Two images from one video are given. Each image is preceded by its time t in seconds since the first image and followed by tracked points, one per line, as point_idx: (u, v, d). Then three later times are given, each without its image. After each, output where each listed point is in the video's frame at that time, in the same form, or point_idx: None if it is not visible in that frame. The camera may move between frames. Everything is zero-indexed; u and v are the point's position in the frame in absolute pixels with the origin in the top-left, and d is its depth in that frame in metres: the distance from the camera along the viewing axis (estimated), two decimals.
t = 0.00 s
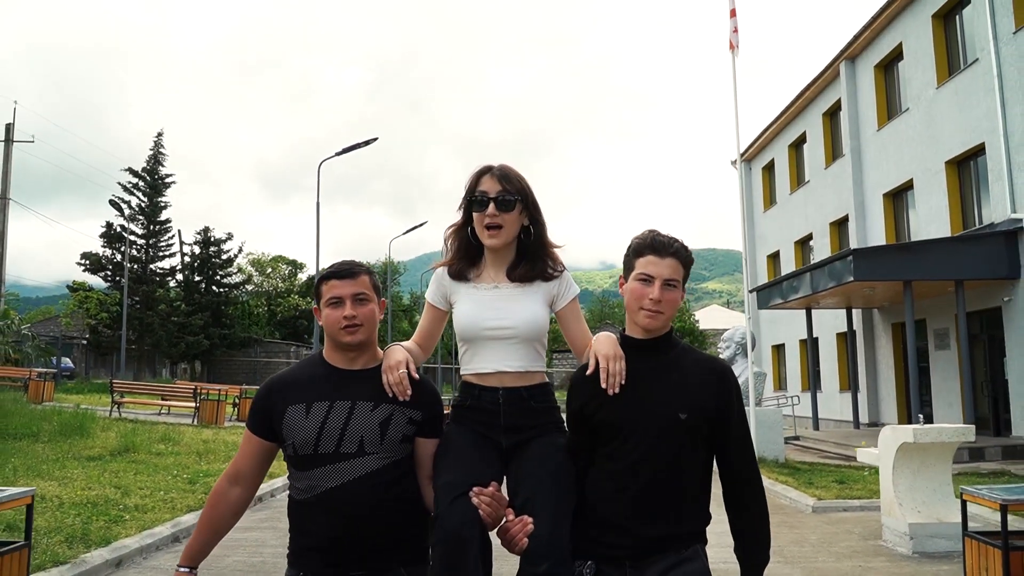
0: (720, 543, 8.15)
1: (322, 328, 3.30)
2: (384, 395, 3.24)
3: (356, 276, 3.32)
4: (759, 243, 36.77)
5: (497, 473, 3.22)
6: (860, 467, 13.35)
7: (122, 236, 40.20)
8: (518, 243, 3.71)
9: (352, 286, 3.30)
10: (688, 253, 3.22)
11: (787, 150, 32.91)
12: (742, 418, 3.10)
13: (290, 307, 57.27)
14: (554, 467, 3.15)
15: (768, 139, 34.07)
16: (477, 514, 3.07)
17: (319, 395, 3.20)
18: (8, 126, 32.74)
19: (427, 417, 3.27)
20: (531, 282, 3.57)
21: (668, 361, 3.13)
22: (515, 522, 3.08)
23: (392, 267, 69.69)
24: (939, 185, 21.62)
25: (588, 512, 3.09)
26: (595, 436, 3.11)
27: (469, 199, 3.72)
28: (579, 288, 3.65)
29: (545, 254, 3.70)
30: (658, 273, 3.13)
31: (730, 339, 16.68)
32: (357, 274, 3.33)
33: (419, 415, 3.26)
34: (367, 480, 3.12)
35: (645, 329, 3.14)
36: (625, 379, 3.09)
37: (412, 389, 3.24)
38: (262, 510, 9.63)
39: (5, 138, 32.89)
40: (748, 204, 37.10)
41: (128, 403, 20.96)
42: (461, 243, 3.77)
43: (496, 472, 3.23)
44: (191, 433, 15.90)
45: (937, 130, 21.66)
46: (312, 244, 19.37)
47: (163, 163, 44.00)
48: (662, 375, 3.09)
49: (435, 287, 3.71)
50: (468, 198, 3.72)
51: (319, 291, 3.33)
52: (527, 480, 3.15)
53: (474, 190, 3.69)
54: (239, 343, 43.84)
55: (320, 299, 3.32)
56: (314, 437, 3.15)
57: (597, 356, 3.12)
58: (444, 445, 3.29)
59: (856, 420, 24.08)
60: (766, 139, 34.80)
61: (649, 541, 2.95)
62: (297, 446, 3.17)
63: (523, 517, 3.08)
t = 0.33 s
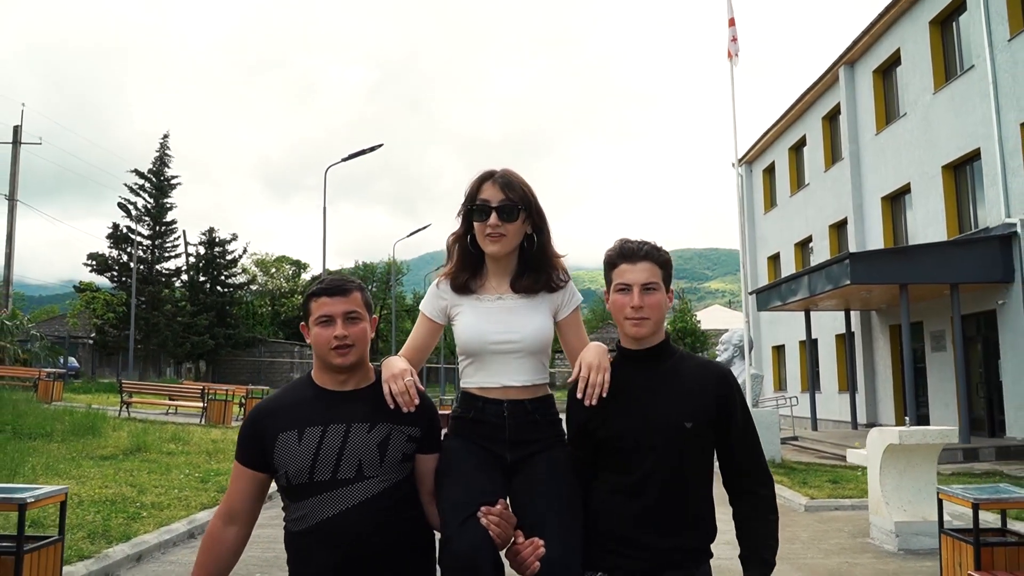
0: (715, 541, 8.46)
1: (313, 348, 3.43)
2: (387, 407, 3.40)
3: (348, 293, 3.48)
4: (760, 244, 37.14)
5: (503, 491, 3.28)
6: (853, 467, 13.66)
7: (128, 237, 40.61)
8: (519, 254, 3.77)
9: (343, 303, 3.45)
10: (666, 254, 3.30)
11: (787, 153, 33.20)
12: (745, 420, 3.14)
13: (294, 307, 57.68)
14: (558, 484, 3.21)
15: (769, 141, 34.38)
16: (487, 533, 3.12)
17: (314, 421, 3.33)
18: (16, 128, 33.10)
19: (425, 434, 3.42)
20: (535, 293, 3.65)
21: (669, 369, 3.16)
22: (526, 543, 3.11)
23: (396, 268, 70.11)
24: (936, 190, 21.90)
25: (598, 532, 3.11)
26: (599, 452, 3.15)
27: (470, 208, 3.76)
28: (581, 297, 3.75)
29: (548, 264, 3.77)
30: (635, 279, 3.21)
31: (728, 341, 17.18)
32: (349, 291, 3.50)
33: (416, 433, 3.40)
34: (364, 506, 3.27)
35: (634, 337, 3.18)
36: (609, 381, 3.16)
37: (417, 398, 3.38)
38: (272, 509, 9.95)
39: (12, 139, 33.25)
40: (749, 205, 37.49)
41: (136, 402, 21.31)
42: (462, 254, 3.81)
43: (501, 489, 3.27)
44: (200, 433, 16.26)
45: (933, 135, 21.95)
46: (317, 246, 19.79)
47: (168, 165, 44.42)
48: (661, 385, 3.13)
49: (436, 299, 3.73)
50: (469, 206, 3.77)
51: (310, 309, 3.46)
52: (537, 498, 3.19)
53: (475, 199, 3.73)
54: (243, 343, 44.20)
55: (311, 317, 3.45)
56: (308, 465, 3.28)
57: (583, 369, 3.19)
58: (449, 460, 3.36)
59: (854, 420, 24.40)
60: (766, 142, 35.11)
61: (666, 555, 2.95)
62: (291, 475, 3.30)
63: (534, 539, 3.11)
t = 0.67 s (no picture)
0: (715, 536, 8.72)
1: (317, 334, 3.30)
2: (385, 404, 3.27)
3: (355, 278, 3.33)
4: (759, 244, 37.50)
5: (506, 492, 3.25)
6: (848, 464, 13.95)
7: (134, 238, 41.06)
8: (535, 252, 3.69)
9: (351, 288, 3.31)
10: (682, 252, 3.22)
11: (787, 153, 33.48)
12: (762, 421, 2.95)
13: (297, 307, 58.13)
14: (563, 486, 3.16)
15: (769, 142, 34.70)
16: (480, 537, 3.08)
17: (319, 407, 3.21)
18: (24, 131, 33.46)
19: (430, 427, 3.33)
20: (550, 292, 3.56)
21: (678, 371, 3.05)
22: (523, 551, 3.07)
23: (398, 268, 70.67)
24: (933, 192, 22.18)
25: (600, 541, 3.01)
26: (604, 458, 3.06)
27: (483, 205, 3.69)
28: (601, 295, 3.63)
29: (565, 261, 3.67)
30: (650, 274, 3.12)
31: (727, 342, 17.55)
32: (357, 276, 3.33)
33: (423, 427, 3.32)
34: (373, 499, 3.15)
35: (646, 335, 3.10)
36: (625, 389, 3.05)
37: (416, 397, 3.26)
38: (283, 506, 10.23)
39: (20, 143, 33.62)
40: (748, 205, 37.88)
41: (145, 402, 21.72)
42: (477, 253, 3.75)
43: (502, 491, 3.24)
44: (209, 431, 16.61)
45: (931, 138, 22.20)
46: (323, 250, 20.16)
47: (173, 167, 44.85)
48: (670, 387, 3.01)
49: (450, 300, 3.69)
50: (482, 203, 3.70)
51: (316, 295, 3.32)
52: (537, 505, 3.14)
53: (489, 195, 3.67)
54: (247, 343, 44.59)
55: (316, 304, 3.31)
56: (315, 454, 3.16)
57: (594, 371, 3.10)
58: (453, 460, 3.32)
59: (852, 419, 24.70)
60: (766, 143, 35.42)
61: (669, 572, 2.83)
62: (294, 463, 3.16)
63: (531, 547, 3.06)
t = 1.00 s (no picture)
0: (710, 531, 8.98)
1: (293, 332, 3.33)
2: (367, 408, 3.27)
3: (331, 275, 3.35)
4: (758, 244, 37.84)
5: (497, 491, 3.30)
6: (843, 462, 14.21)
7: (138, 237, 41.41)
8: (518, 239, 3.75)
9: (327, 285, 3.32)
10: (715, 245, 3.32)
11: (786, 154, 33.76)
12: (775, 423, 3.16)
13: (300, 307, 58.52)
14: (566, 480, 3.24)
15: (769, 142, 34.98)
16: (472, 542, 3.12)
17: (295, 410, 3.22)
18: (29, 133, 33.75)
19: (415, 430, 3.33)
20: (536, 283, 3.59)
21: (695, 368, 3.21)
22: (524, 550, 3.11)
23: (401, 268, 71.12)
24: (929, 193, 22.49)
25: (605, 537, 3.15)
26: (611, 452, 3.20)
27: (479, 179, 3.73)
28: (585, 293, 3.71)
29: (549, 255, 3.71)
30: (682, 267, 3.23)
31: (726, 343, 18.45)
32: (332, 273, 3.36)
33: (405, 428, 3.31)
34: (357, 502, 3.18)
35: (670, 329, 3.22)
36: (639, 385, 3.19)
37: (397, 401, 3.26)
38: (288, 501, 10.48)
39: (25, 143, 33.90)
40: (748, 205, 38.19)
41: (152, 400, 22.06)
42: (459, 237, 3.74)
43: (494, 490, 3.29)
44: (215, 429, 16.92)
45: (927, 141, 22.47)
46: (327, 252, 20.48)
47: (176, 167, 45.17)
48: (686, 385, 3.17)
49: (428, 284, 3.66)
50: (479, 176, 3.73)
51: (291, 291, 3.34)
52: (528, 503, 3.21)
53: (488, 169, 3.72)
54: (250, 342, 44.92)
55: (291, 300, 3.33)
56: (290, 459, 3.16)
57: (610, 360, 3.21)
58: (441, 461, 3.33)
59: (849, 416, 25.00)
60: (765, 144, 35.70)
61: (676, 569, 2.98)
62: (270, 470, 3.17)
63: (533, 545, 3.12)
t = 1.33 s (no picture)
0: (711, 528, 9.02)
1: (275, 322, 3.24)
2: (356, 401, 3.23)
3: (320, 260, 3.25)
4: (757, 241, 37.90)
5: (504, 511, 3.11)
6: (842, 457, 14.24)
7: (140, 235, 41.48)
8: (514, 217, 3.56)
9: (314, 271, 3.23)
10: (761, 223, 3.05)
11: (786, 151, 33.79)
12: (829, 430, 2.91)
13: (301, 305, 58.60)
14: (582, 499, 3.00)
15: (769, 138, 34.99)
16: None
17: (272, 418, 3.15)
18: (30, 130, 33.82)
19: (407, 442, 3.24)
20: (530, 260, 3.37)
21: (735, 365, 2.98)
22: None
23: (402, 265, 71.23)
24: (928, 189, 22.54)
25: (627, 556, 2.93)
26: (637, 461, 2.94)
27: (472, 151, 3.52)
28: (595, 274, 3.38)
29: (548, 230, 3.50)
30: (722, 248, 2.97)
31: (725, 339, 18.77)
32: (322, 257, 3.25)
33: (398, 441, 3.22)
34: (331, 524, 3.06)
35: (704, 317, 2.96)
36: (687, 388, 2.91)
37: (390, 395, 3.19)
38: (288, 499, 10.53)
39: (27, 141, 34.00)
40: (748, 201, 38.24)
41: (154, 397, 22.13)
42: (446, 218, 3.62)
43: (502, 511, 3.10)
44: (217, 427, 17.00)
45: (927, 137, 22.52)
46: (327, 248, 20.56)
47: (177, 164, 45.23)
48: (725, 384, 2.94)
49: (415, 275, 3.56)
50: (470, 149, 3.53)
51: (275, 278, 3.25)
52: (537, 526, 2.97)
53: (480, 141, 3.51)
54: (251, 339, 45.00)
55: (275, 288, 3.24)
56: (258, 473, 3.07)
57: (648, 355, 2.94)
58: (440, 473, 3.15)
59: (848, 412, 25.06)
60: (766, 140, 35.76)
61: None
62: (237, 483, 3.09)
63: None
